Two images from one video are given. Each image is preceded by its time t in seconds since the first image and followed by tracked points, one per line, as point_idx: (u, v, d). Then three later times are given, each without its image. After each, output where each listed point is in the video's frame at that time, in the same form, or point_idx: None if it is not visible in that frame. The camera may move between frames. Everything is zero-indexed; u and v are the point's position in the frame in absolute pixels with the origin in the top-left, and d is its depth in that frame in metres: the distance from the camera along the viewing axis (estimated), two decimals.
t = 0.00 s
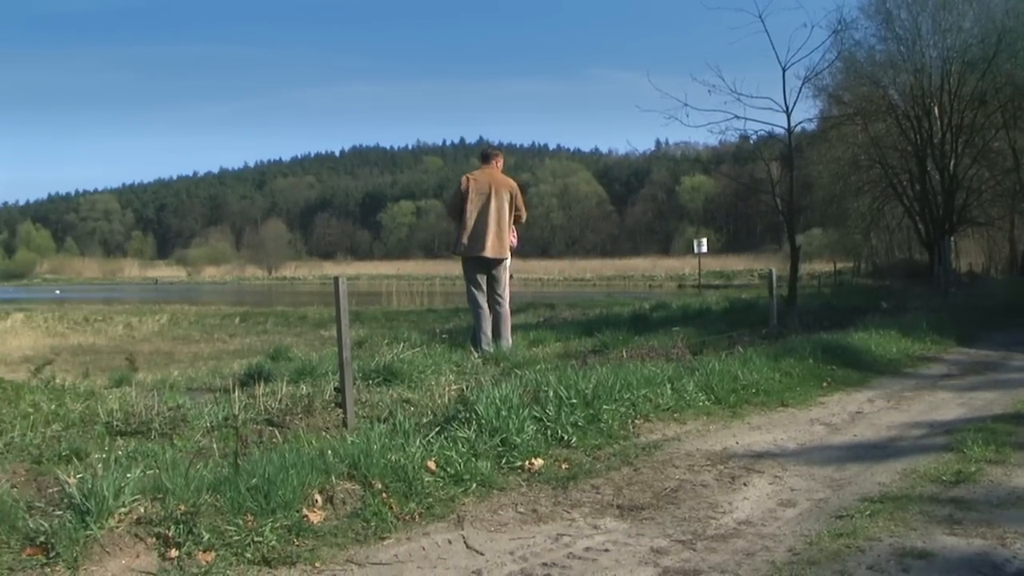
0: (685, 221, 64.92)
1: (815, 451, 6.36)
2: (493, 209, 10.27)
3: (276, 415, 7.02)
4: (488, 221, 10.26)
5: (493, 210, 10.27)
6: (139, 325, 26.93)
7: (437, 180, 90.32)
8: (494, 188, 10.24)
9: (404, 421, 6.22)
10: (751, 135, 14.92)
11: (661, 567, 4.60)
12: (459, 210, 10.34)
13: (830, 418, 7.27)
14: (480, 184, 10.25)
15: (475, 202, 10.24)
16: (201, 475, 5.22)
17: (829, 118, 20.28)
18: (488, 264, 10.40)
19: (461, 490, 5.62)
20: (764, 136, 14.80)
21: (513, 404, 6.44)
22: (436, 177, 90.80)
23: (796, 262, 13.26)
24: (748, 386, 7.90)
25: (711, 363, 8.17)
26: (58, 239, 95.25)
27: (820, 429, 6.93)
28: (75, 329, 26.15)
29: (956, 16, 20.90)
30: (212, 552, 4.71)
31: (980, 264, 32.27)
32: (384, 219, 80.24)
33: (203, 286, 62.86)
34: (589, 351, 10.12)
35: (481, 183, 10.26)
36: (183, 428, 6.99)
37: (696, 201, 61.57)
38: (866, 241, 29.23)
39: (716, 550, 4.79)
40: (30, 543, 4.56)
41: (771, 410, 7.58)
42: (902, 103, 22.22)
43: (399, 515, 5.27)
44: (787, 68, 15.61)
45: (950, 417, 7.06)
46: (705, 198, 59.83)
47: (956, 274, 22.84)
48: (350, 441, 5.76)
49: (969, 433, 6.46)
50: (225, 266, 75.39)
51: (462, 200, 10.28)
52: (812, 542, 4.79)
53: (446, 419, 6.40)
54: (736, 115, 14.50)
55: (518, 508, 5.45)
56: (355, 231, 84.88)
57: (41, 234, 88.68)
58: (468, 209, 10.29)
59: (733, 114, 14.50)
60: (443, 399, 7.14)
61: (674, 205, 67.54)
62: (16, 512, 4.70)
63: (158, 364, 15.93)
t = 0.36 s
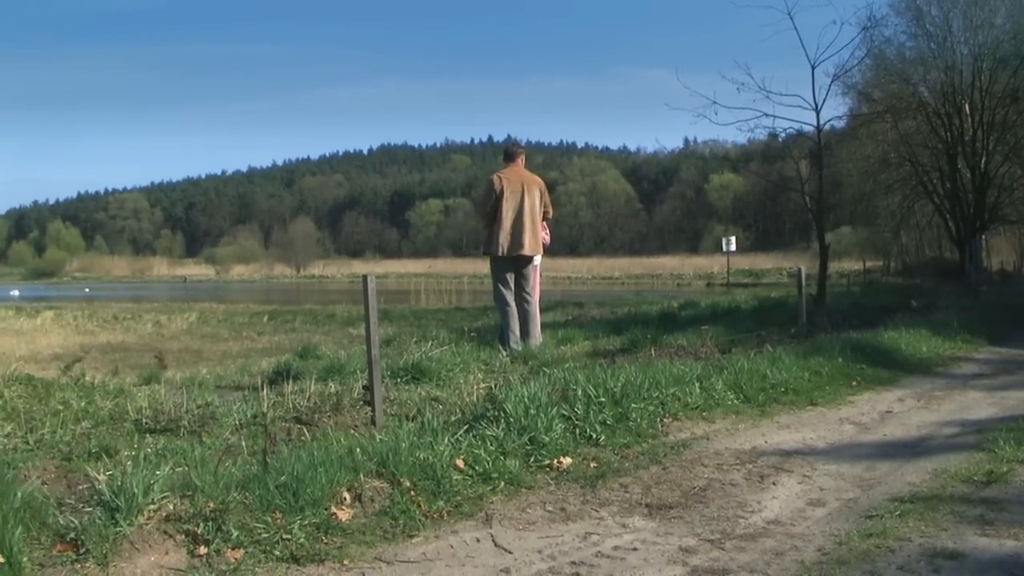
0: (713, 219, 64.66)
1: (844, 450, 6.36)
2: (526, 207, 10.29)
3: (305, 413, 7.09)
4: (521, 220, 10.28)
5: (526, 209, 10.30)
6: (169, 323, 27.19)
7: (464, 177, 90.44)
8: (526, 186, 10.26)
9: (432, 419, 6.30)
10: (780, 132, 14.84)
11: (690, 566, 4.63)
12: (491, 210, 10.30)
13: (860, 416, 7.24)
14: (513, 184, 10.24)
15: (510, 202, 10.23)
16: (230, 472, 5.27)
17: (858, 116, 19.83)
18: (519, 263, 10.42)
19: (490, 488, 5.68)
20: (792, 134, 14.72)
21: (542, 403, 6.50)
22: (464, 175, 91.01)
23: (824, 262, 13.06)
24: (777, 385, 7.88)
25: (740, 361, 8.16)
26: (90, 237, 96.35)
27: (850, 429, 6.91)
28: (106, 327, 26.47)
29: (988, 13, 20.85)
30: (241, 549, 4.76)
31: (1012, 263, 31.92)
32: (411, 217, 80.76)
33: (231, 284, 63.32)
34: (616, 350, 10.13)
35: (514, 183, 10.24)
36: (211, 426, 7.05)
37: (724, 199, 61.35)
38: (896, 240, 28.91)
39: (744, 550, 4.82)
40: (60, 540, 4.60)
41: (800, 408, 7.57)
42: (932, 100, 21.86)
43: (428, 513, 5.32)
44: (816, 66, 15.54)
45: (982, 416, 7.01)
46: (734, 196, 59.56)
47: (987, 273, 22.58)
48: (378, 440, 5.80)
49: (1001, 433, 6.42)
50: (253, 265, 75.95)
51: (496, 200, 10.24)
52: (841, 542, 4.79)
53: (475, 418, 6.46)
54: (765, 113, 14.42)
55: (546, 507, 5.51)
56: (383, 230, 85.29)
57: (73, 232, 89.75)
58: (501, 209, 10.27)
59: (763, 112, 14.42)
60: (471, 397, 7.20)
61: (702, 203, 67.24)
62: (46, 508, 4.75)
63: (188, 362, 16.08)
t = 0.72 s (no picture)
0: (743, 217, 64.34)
1: (874, 449, 6.33)
2: (559, 204, 10.34)
3: (333, 411, 7.15)
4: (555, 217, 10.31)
5: (559, 206, 10.35)
6: (196, 321, 27.42)
7: (492, 176, 90.54)
8: (561, 184, 10.29)
9: (461, 417, 6.34)
10: (808, 130, 14.74)
11: (718, 566, 4.63)
12: (529, 209, 10.26)
13: (889, 415, 7.20)
14: (552, 182, 10.23)
15: (549, 201, 10.23)
16: (259, 470, 5.32)
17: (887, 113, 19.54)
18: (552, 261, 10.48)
19: (518, 486, 5.70)
20: (821, 131, 14.62)
21: (570, 401, 6.52)
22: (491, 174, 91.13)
23: (852, 259, 12.92)
24: (806, 384, 7.85)
25: (769, 359, 8.12)
26: (120, 236, 97.31)
27: (879, 428, 6.87)
28: (134, 325, 26.72)
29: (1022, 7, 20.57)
30: (269, 546, 4.80)
31: None
32: (439, 216, 80.95)
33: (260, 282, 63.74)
34: (644, 348, 10.11)
35: (551, 181, 10.24)
36: (240, 424, 7.13)
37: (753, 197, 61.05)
38: (926, 237, 28.56)
39: (773, 549, 4.81)
40: (89, 535, 4.65)
41: (830, 407, 7.54)
42: (963, 97, 21.67)
43: (455, 511, 5.35)
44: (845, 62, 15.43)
45: (1015, 416, 6.95)
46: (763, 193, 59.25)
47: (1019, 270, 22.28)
48: (406, 438, 5.84)
49: None
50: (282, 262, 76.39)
51: (535, 200, 10.21)
52: (871, 542, 4.77)
53: (503, 416, 6.50)
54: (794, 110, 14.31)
55: (574, 505, 5.52)
56: (411, 228, 85.58)
57: (103, 230, 90.63)
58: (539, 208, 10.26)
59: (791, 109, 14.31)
60: (499, 395, 7.25)
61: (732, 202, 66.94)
62: (76, 505, 4.80)
63: (216, 359, 16.23)
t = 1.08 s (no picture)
0: (773, 215, 63.94)
1: (904, 447, 6.29)
2: (591, 204, 10.40)
3: (362, 408, 7.21)
4: (586, 217, 10.39)
5: (591, 205, 10.41)
6: (225, 319, 27.63)
7: (520, 174, 90.52)
8: (593, 184, 10.35)
9: (489, 415, 6.39)
10: (838, 128, 14.63)
11: (747, 565, 4.63)
12: (561, 208, 10.31)
13: (920, 414, 7.14)
14: (585, 182, 10.28)
15: (582, 199, 10.28)
16: (287, 467, 5.38)
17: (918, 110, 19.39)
18: (581, 259, 10.52)
19: (547, 484, 5.72)
20: (851, 129, 14.51)
21: (598, 399, 6.53)
22: (520, 172, 91.22)
23: (882, 257, 12.85)
24: (836, 382, 7.81)
25: (798, 358, 8.08)
26: (150, 234, 98.25)
27: (909, 427, 6.82)
28: (163, 323, 26.96)
29: None
30: (298, 544, 4.84)
31: None
32: (468, 214, 81.13)
33: (290, 279, 64.18)
34: (673, 347, 10.09)
35: (585, 181, 10.29)
36: (269, 421, 7.20)
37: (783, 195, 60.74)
38: (956, 237, 28.11)
39: (802, 548, 4.80)
40: (120, 532, 4.70)
41: (860, 406, 7.49)
42: (994, 94, 21.45)
43: (484, 509, 5.38)
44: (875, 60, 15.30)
45: None
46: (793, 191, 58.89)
47: None
48: (435, 436, 5.89)
49: None
50: (310, 260, 76.82)
51: (568, 198, 10.25)
52: (901, 542, 4.75)
53: (532, 414, 6.54)
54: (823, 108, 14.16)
55: (603, 503, 5.54)
56: (439, 226, 85.84)
57: (132, 227, 91.56)
58: (571, 207, 10.31)
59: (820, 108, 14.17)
60: (527, 393, 7.28)
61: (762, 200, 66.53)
62: (106, 501, 4.85)
63: (245, 357, 16.34)
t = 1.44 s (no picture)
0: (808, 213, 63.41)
1: (941, 448, 6.24)
2: (624, 201, 10.45)
3: (396, 407, 7.26)
4: (620, 216, 10.43)
5: (624, 201, 10.45)
6: (260, 317, 27.89)
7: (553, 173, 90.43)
8: (626, 180, 10.41)
9: (524, 414, 6.42)
10: (873, 125, 14.48)
11: (782, 565, 4.62)
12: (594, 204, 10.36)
13: (957, 415, 7.08)
14: (618, 178, 10.34)
15: (615, 195, 10.33)
16: (322, 465, 5.43)
17: (955, 107, 19.14)
18: (614, 256, 10.54)
19: (580, 483, 5.74)
20: (887, 127, 14.37)
21: (633, 398, 6.54)
22: (553, 171, 91.22)
23: (919, 256, 12.71)
24: (871, 382, 7.74)
25: (834, 358, 8.03)
26: (185, 232, 99.29)
27: (946, 427, 6.77)
28: (198, 321, 27.24)
29: None
30: (332, 542, 4.90)
31: None
32: (501, 212, 81.27)
33: (323, 278, 64.65)
34: (707, 346, 10.05)
35: (618, 177, 10.35)
36: (303, 419, 7.27)
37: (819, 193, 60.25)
38: (994, 236, 27.37)
39: (838, 549, 4.79)
40: (154, 529, 4.76)
41: (896, 406, 7.43)
42: None
43: (518, 508, 5.41)
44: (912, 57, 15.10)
45: None
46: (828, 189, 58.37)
47: None
48: (469, 435, 5.92)
49: None
50: (344, 258, 77.23)
51: (601, 194, 10.30)
52: (938, 543, 4.73)
53: (566, 413, 6.56)
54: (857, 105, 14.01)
55: (637, 503, 5.55)
56: (473, 225, 86.06)
57: (168, 226, 92.56)
58: (604, 204, 10.36)
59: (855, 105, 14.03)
60: (561, 392, 7.30)
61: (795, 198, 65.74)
62: (141, 498, 4.91)
63: (279, 356, 16.49)
